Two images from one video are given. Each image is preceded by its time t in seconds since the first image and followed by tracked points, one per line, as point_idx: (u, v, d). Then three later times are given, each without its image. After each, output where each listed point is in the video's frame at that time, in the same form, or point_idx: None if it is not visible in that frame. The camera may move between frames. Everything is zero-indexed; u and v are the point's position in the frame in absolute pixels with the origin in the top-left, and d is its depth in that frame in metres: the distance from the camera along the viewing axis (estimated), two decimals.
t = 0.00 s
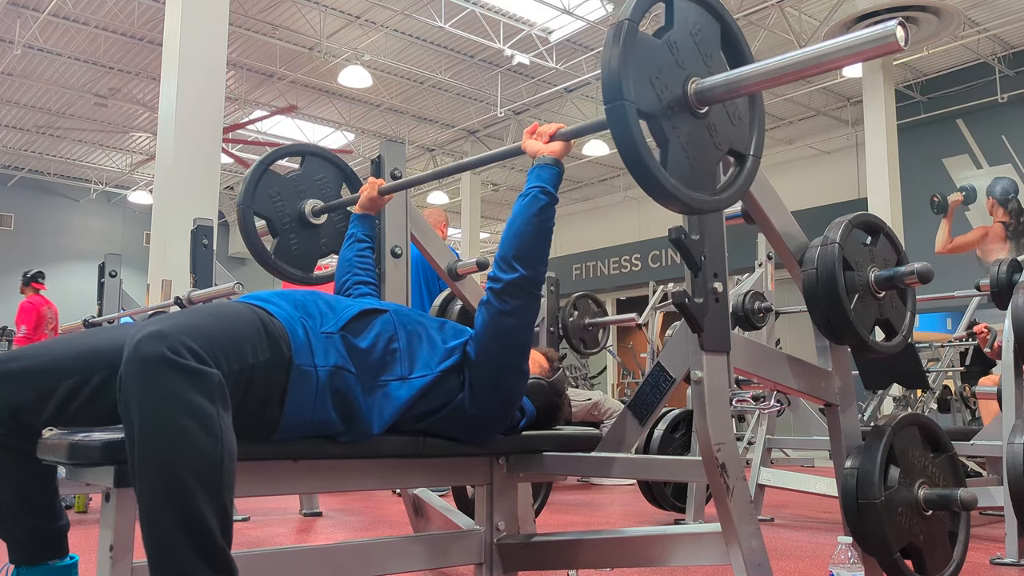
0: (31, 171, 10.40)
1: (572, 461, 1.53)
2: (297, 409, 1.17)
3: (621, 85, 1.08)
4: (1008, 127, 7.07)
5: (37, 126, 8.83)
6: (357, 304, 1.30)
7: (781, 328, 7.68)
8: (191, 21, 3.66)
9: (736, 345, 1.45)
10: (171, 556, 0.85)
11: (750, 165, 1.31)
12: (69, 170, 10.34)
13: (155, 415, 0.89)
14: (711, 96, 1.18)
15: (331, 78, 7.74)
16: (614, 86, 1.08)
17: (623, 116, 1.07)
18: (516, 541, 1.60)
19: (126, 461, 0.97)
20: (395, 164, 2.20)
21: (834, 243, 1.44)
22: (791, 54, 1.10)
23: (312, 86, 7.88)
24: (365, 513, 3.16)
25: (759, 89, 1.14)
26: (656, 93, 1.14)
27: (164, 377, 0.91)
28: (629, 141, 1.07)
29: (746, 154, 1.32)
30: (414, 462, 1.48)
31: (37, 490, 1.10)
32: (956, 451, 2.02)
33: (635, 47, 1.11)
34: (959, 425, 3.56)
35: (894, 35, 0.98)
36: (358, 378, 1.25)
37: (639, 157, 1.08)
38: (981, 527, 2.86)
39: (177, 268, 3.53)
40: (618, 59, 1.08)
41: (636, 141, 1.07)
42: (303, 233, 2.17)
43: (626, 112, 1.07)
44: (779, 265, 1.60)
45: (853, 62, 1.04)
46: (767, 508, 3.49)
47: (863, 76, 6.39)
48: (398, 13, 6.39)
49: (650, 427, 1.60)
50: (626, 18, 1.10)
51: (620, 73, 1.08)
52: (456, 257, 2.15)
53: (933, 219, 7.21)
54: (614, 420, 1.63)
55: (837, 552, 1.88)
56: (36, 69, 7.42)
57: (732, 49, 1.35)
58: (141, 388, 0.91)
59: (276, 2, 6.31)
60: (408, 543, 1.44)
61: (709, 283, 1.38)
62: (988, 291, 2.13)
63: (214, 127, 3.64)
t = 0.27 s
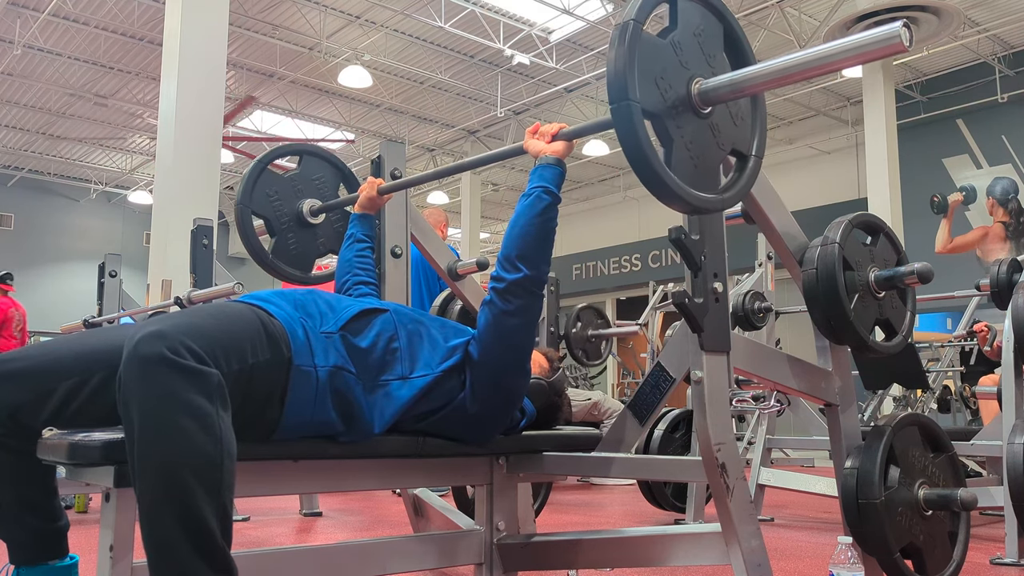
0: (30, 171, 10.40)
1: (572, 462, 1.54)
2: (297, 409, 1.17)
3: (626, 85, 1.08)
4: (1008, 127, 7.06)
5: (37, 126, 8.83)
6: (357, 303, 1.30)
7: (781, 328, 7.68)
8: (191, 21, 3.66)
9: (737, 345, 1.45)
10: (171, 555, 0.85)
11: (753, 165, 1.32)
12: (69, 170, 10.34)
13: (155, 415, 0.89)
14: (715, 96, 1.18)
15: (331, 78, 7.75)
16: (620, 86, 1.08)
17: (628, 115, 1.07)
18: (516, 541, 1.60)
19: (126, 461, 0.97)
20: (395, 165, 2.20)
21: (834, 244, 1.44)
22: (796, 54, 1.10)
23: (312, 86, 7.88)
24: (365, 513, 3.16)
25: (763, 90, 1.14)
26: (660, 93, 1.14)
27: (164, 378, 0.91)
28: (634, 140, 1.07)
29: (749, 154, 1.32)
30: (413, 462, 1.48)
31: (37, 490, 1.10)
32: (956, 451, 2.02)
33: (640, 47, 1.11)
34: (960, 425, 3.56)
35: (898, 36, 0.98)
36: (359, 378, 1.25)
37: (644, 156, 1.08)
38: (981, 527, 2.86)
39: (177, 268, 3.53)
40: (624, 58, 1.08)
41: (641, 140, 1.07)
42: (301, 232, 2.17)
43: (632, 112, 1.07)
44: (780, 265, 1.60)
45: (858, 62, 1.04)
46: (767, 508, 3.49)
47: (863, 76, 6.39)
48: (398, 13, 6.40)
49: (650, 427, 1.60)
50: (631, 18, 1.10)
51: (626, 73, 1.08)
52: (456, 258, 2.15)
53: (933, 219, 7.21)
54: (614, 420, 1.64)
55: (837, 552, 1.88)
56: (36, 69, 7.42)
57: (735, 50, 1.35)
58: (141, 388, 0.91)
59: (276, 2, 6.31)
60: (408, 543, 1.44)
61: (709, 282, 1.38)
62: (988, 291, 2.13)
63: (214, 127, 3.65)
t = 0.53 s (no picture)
0: (30, 171, 10.40)
1: (572, 462, 1.54)
2: (297, 410, 1.17)
3: (628, 90, 1.08)
4: (1008, 126, 7.06)
5: (37, 126, 8.83)
6: (356, 304, 1.30)
7: (781, 328, 7.68)
8: (191, 21, 3.66)
9: (736, 344, 1.45)
10: (171, 555, 0.85)
11: (754, 164, 1.32)
12: (69, 170, 10.33)
13: (154, 415, 0.89)
14: (717, 98, 1.18)
15: (331, 78, 7.74)
16: (621, 91, 1.08)
17: (631, 119, 1.07)
18: (516, 542, 1.60)
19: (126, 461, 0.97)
20: (395, 164, 2.19)
21: (834, 244, 1.44)
22: (796, 56, 1.10)
23: (312, 86, 7.88)
24: (364, 513, 3.16)
25: (764, 92, 1.14)
26: (662, 97, 1.14)
27: (162, 377, 0.91)
28: (637, 144, 1.07)
29: (749, 153, 1.32)
30: (413, 462, 1.48)
31: (38, 491, 1.10)
32: (956, 452, 2.02)
33: (641, 51, 1.11)
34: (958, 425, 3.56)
35: (899, 39, 0.98)
36: (358, 378, 1.25)
37: (647, 161, 1.08)
38: (981, 527, 2.86)
39: (177, 268, 3.53)
40: (625, 63, 1.08)
41: (644, 144, 1.07)
42: (300, 231, 2.18)
43: (634, 117, 1.07)
44: (779, 266, 1.60)
45: (859, 64, 1.04)
46: (767, 508, 3.49)
47: (863, 76, 6.39)
48: (398, 13, 6.40)
49: (649, 427, 1.60)
50: (631, 23, 1.10)
51: (627, 77, 1.08)
52: (456, 257, 2.14)
53: (934, 219, 7.21)
54: (614, 420, 1.64)
55: (837, 552, 1.88)
56: (36, 69, 7.42)
57: (733, 49, 1.35)
58: (139, 388, 0.91)
59: (276, 2, 6.31)
60: (408, 543, 1.44)
61: (709, 282, 1.38)
62: (988, 291, 2.13)
63: (214, 127, 3.65)
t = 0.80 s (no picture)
0: (30, 171, 10.40)
1: (572, 461, 1.54)
2: (297, 410, 1.17)
3: (628, 91, 1.08)
4: (1008, 127, 7.06)
5: (37, 126, 8.83)
6: (356, 304, 1.30)
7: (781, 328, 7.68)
8: (191, 22, 3.66)
9: (736, 345, 1.45)
10: (170, 555, 0.85)
11: (755, 163, 1.32)
12: (69, 170, 10.33)
13: (153, 415, 0.89)
14: (718, 97, 1.18)
15: (331, 78, 7.75)
16: (622, 94, 1.08)
17: (632, 121, 1.07)
18: (516, 542, 1.60)
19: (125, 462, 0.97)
20: (395, 164, 2.19)
21: (834, 244, 1.44)
22: (797, 55, 1.10)
23: (312, 86, 7.88)
24: (365, 513, 3.16)
25: (766, 90, 1.14)
26: (663, 97, 1.14)
27: (161, 377, 0.91)
28: (639, 145, 1.07)
29: (751, 151, 1.32)
30: (414, 462, 1.48)
31: (37, 491, 1.10)
32: (956, 452, 2.01)
33: (641, 52, 1.10)
34: (959, 425, 3.56)
35: (900, 38, 0.98)
36: (358, 378, 1.25)
37: (649, 161, 1.08)
38: (981, 527, 2.86)
39: (178, 268, 3.53)
40: (626, 65, 1.08)
41: (646, 145, 1.07)
42: (303, 232, 2.18)
43: (636, 118, 1.07)
44: (779, 266, 1.60)
45: (859, 64, 1.04)
46: (767, 508, 3.49)
47: (863, 76, 6.39)
48: (398, 13, 6.40)
49: (649, 427, 1.60)
50: (631, 25, 1.10)
51: (628, 79, 1.08)
52: (456, 258, 2.14)
53: (933, 219, 7.21)
54: (614, 420, 1.64)
55: (837, 552, 1.88)
56: (36, 69, 7.42)
57: (734, 47, 1.35)
58: (138, 388, 0.91)
59: (276, 2, 6.31)
60: (408, 543, 1.44)
61: (709, 282, 1.38)
62: (988, 291, 2.13)
63: (214, 128, 3.65)
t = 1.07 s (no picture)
0: (30, 171, 10.40)
1: (572, 461, 1.53)
2: (297, 410, 1.17)
3: (631, 90, 1.08)
4: (1008, 127, 7.06)
5: (37, 126, 8.83)
6: (356, 305, 1.30)
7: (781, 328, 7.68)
8: (191, 22, 3.66)
9: (736, 345, 1.45)
10: (169, 555, 0.85)
11: (759, 163, 1.31)
12: (69, 170, 10.33)
13: (151, 415, 0.89)
14: (721, 96, 1.18)
15: (331, 78, 7.74)
16: (625, 92, 1.08)
17: (634, 118, 1.07)
18: (516, 541, 1.60)
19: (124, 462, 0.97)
20: (395, 164, 2.19)
21: (834, 243, 1.44)
22: (801, 54, 1.09)
23: (312, 86, 7.88)
24: (364, 513, 3.16)
25: (770, 89, 1.14)
26: (666, 95, 1.14)
27: (160, 377, 0.91)
28: (641, 142, 1.07)
29: (755, 151, 1.32)
30: (414, 461, 1.48)
31: (37, 490, 1.10)
32: (956, 452, 2.01)
33: (645, 50, 1.11)
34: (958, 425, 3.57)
35: (903, 37, 0.98)
36: (358, 378, 1.25)
37: (651, 160, 1.09)
38: (981, 527, 2.86)
39: (178, 268, 3.53)
40: (629, 62, 1.08)
41: (648, 143, 1.07)
42: (307, 232, 2.17)
43: (638, 115, 1.07)
44: (779, 266, 1.60)
45: (863, 62, 1.04)
46: (767, 508, 3.49)
47: (863, 76, 6.39)
48: (398, 13, 6.40)
49: (649, 427, 1.60)
50: (634, 21, 1.10)
51: (631, 77, 1.08)
52: (456, 258, 2.14)
53: (933, 219, 7.21)
54: (614, 420, 1.64)
55: (837, 552, 1.88)
56: (36, 69, 7.42)
57: (739, 47, 1.35)
58: (137, 388, 0.91)
59: (276, 2, 6.31)
60: (408, 543, 1.44)
61: (709, 282, 1.38)
62: (988, 291, 2.13)
63: (214, 128, 3.65)
